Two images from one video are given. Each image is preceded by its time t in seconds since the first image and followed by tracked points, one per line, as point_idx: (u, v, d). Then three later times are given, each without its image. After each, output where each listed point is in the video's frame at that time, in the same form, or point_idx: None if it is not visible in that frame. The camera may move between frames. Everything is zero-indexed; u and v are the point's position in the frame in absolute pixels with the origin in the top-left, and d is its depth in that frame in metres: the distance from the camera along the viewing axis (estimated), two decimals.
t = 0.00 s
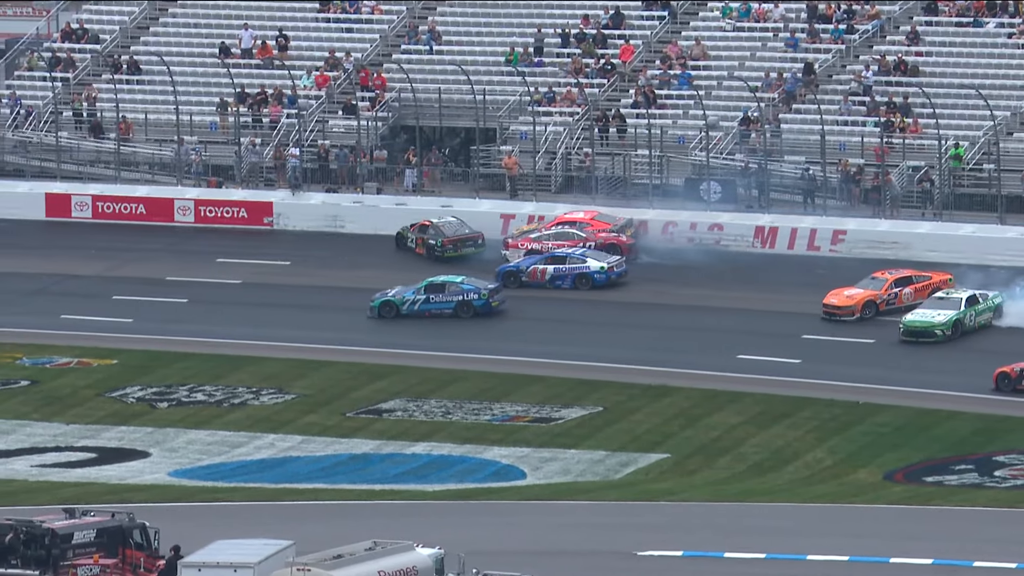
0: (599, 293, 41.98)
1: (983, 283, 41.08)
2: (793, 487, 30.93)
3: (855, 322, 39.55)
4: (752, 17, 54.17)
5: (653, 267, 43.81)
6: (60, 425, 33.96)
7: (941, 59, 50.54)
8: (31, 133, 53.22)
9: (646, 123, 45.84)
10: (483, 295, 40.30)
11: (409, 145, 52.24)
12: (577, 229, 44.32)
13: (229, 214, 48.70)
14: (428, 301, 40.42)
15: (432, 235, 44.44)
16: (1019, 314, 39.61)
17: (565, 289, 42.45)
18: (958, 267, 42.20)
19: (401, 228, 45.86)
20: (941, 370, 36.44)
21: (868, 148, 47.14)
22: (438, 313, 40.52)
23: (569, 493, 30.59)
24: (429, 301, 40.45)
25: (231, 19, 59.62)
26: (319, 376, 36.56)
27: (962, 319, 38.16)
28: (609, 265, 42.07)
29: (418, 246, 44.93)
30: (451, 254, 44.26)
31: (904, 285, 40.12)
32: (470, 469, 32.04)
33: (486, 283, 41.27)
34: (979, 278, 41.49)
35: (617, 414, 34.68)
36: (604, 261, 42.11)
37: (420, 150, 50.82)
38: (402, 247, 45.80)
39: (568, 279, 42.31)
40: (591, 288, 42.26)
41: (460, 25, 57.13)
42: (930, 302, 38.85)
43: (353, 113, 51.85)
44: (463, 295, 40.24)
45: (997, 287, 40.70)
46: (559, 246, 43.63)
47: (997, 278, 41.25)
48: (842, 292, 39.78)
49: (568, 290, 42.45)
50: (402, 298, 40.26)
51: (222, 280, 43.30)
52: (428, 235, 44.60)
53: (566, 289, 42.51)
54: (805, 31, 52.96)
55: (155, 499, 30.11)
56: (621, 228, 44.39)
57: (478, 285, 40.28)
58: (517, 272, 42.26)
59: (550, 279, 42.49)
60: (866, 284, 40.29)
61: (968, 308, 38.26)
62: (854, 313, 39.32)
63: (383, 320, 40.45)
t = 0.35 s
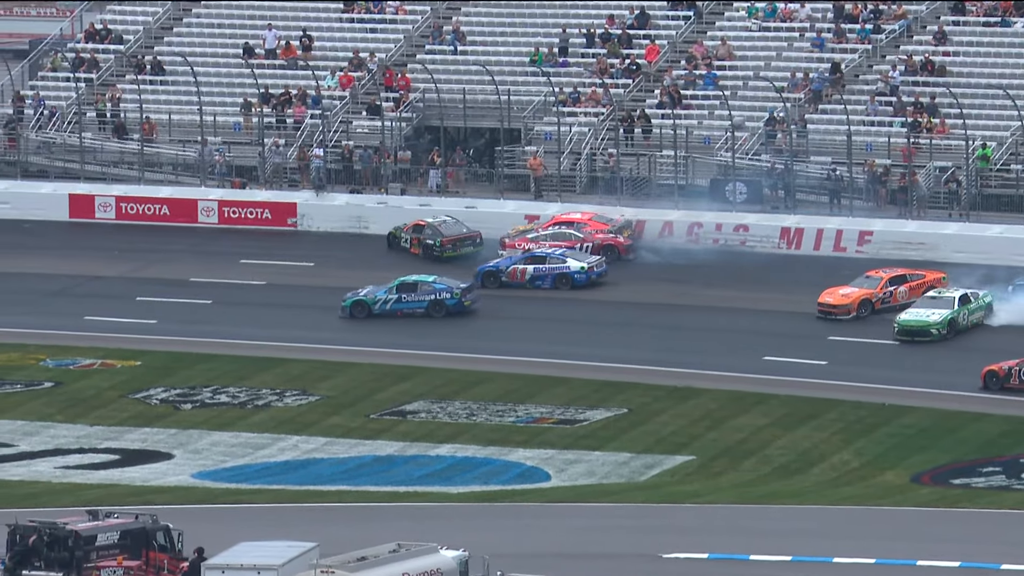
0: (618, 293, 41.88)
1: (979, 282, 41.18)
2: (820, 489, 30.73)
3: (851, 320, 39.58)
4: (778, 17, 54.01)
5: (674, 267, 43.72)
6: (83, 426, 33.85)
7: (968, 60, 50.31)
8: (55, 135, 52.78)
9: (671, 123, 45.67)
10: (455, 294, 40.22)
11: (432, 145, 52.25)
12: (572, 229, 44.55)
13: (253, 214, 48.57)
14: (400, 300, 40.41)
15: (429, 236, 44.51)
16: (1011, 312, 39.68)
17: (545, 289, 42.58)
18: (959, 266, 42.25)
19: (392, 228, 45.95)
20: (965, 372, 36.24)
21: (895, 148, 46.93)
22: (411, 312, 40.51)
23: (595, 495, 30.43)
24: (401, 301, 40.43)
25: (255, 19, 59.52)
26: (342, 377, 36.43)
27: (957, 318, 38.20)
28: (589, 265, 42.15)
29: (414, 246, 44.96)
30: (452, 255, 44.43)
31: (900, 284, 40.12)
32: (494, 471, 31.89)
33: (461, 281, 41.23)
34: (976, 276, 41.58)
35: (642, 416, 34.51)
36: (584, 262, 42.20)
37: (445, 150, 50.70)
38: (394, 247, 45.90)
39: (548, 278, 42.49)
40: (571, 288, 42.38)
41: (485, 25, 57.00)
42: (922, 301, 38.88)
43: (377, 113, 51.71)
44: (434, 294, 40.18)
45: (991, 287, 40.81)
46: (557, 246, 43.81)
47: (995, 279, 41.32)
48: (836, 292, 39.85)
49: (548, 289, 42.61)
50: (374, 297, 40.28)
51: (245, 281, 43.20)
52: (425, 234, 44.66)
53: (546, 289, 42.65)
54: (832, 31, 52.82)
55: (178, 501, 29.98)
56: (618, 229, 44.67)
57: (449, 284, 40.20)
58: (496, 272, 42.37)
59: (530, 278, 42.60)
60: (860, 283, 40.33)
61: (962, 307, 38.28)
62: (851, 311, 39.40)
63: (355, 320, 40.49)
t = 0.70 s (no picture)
0: (638, 294, 41.83)
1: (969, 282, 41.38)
2: (845, 491, 30.61)
3: (845, 319, 39.65)
4: (803, 18, 53.95)
5: (695, 267, 43.70)
6: (107, 428, 33.81)
7: (993, 60, 50.17)
8: (80, 135, 52.48)
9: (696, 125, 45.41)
10: (426, 294, 40.35)
11: (456, 146, 51.99)
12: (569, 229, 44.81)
13: (276, 216, 48.58)
14: (371, 300, 40.52)
15: (429, 237, 44.87)
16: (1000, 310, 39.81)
17: (523, 289, 42.73)
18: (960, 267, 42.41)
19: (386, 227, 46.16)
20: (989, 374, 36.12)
21: (921, 150, 46.76)
22: (382, 311, 40.61)
23: (619, 497, 30.34)
24: (373, 301, 40.54)
25: (278, 20, 59.50)
26: (367, 379, 36.38)
27: (950, 318, 38.32)
28: (568, 266, 42.34)
29: (410, 245, 45.29)
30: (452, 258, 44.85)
31: (893, 283, 40.32)
32: (519, 473, 31.81)
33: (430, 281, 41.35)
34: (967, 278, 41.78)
35: (667, 417, 34.42)
36: (562, 262, 42.38)
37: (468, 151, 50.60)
38: (386, 246, 46.16)
39: (526, 279, 42.62)
40: (550, 288, 42.58)
41: (509, 26, 56.96)
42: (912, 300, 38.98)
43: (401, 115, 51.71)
44: (405, 294, 40.30)
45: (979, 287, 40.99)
46: (554, 247, 44.16)
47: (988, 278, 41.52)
48: (830, 292, 39.97)
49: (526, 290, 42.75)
50: (346, 297, 40.38)
51: (269, 283, 43.17)
52: (423, 234, 45.02)
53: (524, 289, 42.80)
54: (857, 32, 52.75)
55: (203, 503, 29.94)
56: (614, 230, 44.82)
57: (420, 284, 40.32)
58: (475, 272, 42.47)
59: (508, 279, 42.72)
60: (854, 281, 40.48)
61: (954, 306, 38.39)
62: (846, 311, 39.52)
63: (326, 319, 40.53)
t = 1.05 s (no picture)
0: (665, 295, 41.75)
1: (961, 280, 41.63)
2: (873, 493, 30.50)
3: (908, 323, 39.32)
4: (832, 19, 53.93)
5: (721, 267, 43.67)
6: (136, 429, 33.81)
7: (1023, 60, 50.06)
8: (108, 137, 52.51)
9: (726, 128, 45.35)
10: (396, 293, 40.48)
11: (484, 148, 51.87)
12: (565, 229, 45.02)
13: (304, 217, 48.54)
14: (341, 299, 40.69)
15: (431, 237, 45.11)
16: (989, 309, 40.02)
17: (500, 289, 42.83)
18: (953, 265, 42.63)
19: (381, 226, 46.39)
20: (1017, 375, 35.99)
21: (950, 151, 46.60)
22: (352, 311, 40.76)
23: (647, 499, 30.27)
24: (343, 300, 40.71)
25: (307, 21, 59.54)
26: (394, 380, 36.35)
27: (944, 317, 38.41)
28: (545, 266, 42.49)
29: (410, 245, 45.53)
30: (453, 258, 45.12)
31: (890, 281, 40.44)
32: (547, 475, 31.74)
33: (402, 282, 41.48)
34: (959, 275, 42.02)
35: (695, 419, 34.34)
36: (539, 262, 42.52)
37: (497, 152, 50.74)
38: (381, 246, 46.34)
39: (504, 279, 42.71)
40: (527, 288, 42.69)
41: (537, 27, 56.96)
42: (904, 301, 39.05)
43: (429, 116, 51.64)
44: (375, 293, 40.45)
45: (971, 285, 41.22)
46: (552, 248, 44.38)
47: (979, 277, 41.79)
48: (826, 292, 40.06)
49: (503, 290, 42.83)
50: (316, 296, 40.53)
51: (297, 284, 43.17)
52: (423, 233, 45.26)
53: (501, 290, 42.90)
54: (887, 32, 52.72)
55: (231, 505, 29.92)
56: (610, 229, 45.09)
57: (390, 283, 40.46)
58: (452, 271, 42.53)
59: (485, 279, 42.80)
60: (850, 280, 40.56)
61: (947, 305, 38.49)
62: (844, 310, 39.56)
63: (296, 318, 40.66)
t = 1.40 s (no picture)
0: (703, 297, 41.71)
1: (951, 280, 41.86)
2: (915, 495, 30.39)
3: (948, 325, 39.24)
4: (874, 20, 53.98)
5: (760, 269, 43.63)
6: (177, 431, 33.84)
7: None
8: (149, 139, 52.59)
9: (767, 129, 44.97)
10: (356, 292, 40.73)
11: (525, 149, 51.76)
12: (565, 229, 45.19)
13: (345, 219, 48.56)
14: (301, 298, 40.95)
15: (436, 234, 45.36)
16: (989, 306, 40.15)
17: (466, 289, 42.93)
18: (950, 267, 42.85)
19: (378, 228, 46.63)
20: None
21: (993, 152, 46.44)
22: (312, 310, 41.00)
23: (687, 500, 30.20)
24: (302, 299, 40.96)
25: (347, 23, 59.60)
26: (434, 382, 36.34)
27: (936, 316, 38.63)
28: (513, 266, 42.75)
29: (410, 243, 45.81)
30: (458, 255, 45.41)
31: (885, 281, 40.77)
32: (587, 477, 31.71)
33: (361, 281, 41.72)
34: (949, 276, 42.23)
35: (736, 421, 34.26)
36: (507, 262, 42.75)
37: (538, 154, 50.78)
38: (377, 246, 46.72)
39: (471, 280, 42.81)
40: (494, 289, 42.86)
41: (578, 29, 56.96)
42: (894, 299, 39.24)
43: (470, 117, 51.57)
44: (335, 292, 40.70)
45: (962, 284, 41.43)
46: (555, 249, 44.55)
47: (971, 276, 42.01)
48: (823, 291, 40.29)
49: (470, 290, 42.94)
50: (274, 294, 40.80)
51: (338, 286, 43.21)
52: (426, 230, 45.54)
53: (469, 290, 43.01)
54: (929, 33, 52.73)
55: (272, 506, 29.93)
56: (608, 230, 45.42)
57: (350, 282, 40.72)
58: (417, 271, 42.61)
59: (452, 279, 42.90)
60: (846, 279, 40.79)
61: (939, 304, 38.72)
62: (843, 307, 39.95)
63: (255, 317, 40.92)
